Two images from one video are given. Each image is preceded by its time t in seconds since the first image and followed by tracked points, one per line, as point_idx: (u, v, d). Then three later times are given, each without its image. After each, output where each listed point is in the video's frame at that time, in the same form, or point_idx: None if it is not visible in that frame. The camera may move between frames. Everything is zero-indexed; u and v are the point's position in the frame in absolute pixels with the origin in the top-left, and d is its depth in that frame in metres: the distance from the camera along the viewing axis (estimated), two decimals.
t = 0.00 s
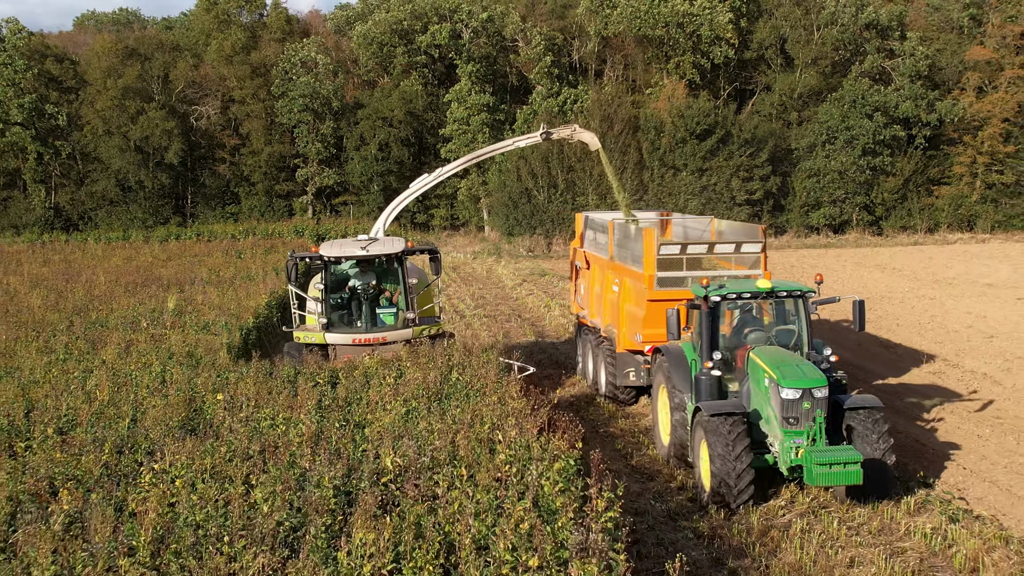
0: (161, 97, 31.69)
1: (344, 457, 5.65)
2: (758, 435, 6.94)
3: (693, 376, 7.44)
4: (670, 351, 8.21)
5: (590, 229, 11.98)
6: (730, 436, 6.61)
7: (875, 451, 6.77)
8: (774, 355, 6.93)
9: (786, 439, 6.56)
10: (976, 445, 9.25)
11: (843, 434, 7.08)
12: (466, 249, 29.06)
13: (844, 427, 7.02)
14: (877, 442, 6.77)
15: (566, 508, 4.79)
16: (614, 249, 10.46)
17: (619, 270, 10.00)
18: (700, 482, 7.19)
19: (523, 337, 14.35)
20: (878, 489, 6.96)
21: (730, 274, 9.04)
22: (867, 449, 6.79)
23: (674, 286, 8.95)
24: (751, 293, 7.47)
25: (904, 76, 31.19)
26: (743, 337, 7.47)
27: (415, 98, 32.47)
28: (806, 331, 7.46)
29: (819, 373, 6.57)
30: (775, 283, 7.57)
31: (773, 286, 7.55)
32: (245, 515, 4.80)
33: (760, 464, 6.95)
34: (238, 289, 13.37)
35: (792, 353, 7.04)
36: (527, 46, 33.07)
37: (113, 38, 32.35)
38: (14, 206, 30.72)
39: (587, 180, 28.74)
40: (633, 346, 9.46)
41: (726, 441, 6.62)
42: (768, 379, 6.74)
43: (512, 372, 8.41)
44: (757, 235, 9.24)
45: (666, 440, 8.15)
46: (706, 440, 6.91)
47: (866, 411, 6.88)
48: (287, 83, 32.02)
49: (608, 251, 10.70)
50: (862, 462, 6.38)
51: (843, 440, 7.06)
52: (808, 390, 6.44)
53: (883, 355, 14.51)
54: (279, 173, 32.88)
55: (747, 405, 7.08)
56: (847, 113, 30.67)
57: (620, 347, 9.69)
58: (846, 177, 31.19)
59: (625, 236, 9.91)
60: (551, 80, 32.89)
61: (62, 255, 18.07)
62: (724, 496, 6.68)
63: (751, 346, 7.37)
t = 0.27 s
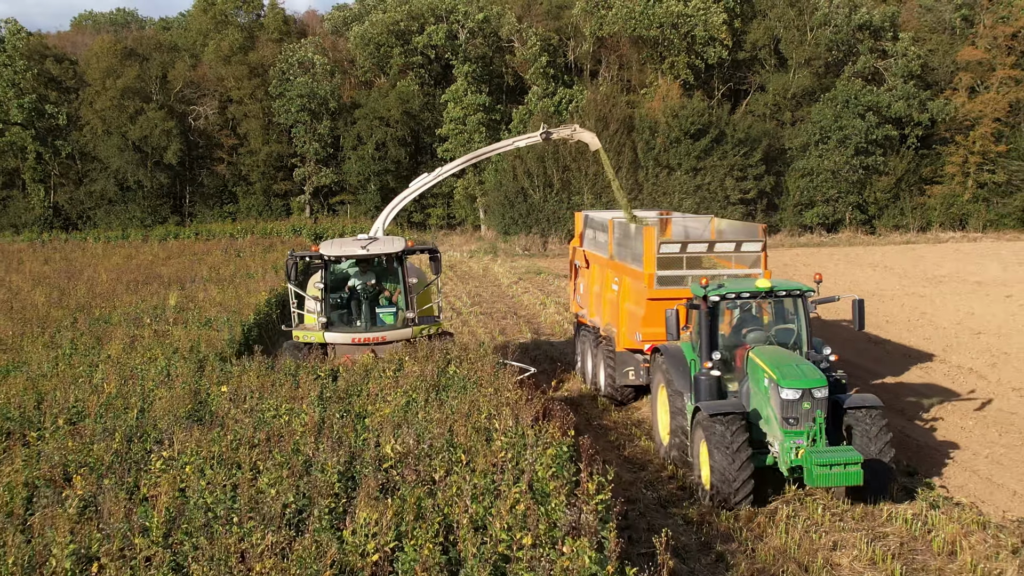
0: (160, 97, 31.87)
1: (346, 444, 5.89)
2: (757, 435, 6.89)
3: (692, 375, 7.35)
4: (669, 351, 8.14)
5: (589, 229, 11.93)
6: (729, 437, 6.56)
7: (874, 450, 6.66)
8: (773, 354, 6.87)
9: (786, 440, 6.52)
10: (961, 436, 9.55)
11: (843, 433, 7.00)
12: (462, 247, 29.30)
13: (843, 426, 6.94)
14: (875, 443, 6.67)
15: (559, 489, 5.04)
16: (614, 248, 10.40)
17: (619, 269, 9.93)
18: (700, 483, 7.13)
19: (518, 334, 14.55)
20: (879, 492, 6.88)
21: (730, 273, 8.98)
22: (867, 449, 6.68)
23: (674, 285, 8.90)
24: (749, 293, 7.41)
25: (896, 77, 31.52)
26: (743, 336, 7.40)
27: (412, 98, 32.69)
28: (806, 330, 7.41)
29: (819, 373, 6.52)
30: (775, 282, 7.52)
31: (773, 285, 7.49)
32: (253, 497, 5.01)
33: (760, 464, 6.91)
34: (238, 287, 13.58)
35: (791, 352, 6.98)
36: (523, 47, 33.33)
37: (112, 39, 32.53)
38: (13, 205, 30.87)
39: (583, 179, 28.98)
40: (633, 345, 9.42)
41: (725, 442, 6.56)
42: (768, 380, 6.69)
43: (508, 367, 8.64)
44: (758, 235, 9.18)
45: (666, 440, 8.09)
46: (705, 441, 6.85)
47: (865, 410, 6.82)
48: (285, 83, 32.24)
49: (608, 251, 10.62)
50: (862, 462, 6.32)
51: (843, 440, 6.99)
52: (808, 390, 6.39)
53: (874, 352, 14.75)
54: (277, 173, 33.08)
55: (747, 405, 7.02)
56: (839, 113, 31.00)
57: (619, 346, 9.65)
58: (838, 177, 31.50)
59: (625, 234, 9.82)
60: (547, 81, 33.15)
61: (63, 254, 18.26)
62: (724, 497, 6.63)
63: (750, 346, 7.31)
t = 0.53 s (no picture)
0: (158, 97, 32.03)
1: (347, 432, 6.11)
2: (756, 434, 6.99)
3: (692, 374, 7.40)
4: (669, 349, 8.17)
5: (588, 228, 11.95)
6: (727, 436, 6.65)
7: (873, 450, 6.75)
8: (773, 353, 6.95)
9: (785, 438, 6.61)
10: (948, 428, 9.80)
11: (842, 433, 7.07)
12: (458, 246, 29.51)
13: (842, 425, 7.03)
14: (873, 441, 6.77)
15: (552, 473, 5.29)
16: (612, 247, 10.41)
17: (618, 269, 9.95)
18: (699, 480, 7.21)
19: (513, 331, 14.78)
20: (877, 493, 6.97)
21: (729, 274, 9.03)
22: (866, 449, 6.77)
23: (674, 285, 8.93)
24: (750, 292, 7.45)
25: (889, 77, 31.85)
26: (742, 336, 7.45)
27: (408, 99, 32.88)
28: (806, 330, 7.45)
29: (818, 372, 6.61)
30: (775, 282, 7.55)
31: (773, 284, 7.55)
32: (258, 482, 5.23)
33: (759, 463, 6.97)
34: (237, 285, 13.78)
35: (791, 352, 7.05)
36: (518, 48, 33.56)
37: (111, 39, 32.71)
38: (11, 205, 30.97)
39: (578, 179, 29.26)
40: (633, 345, 9.43)
41: (724, 439, 6.65)
42: (768, 379, 6.76)
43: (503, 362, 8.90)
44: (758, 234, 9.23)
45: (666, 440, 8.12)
46: (705, 440, 6.92)
47: (865, 410, 6.91)
48: (282, 84, 32.45)
49: (607, 250, 10.63)
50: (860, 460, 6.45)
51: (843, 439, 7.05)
52: (808, 389, 6.49)
53: (863, 349, 15.03)
54: (274, 172, 33.25)
55: (746, 405, 7.10)
56: (832, 113, 31.32)
57: (619, 346, 9.68)
58: (831, 176, 31.80)
59: (624, 234, 9.84)
60: (542, 81, 33.39)
61: (62, 253, 18.41)
62: (722, 495, 6.72)
63: (750, 345, 7.36)
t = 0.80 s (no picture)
0: (156, 98, 32.20)
1: (350, 422, 6.36)
2: (755, 434, 6.92)
3: (691, 374, 7.32)
4: (668, 350, 8.13)
5: (587, 228, 11.98)
6: (726, 435, 6.59)
7: (872, 449, 6.71)
8: (771, 353, 6.86)
9: (783, 438, 6.48)
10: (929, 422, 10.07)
11: (840, 432, 7.00)
12: (454, 246, 29.74)
13: (841, 425, 6.97)
14: (873, 440, 6.72)
15: (545, 458, 5.53)
16: (611, 247, 10.39)
17: (617, 269, 9.91)
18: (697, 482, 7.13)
19: (508, 328, 15.02)
20: (876, 493, 6.93)
21: (728, 273, 8.97)
22: (865, 448, 6.73)
23: (673, 285, 8.84)
24: (749, 291, 7.37)
25: (880, 78, 32.15)
26: (741, 336, 7.39)
27: (404, 99, 33.06)
28: (805, 330, 7.36)
29: (817, 372, 6.49)
30: (774, 281, 7.49)
31: (772, 284, 7.46)
32: (264, 470, 5.44)
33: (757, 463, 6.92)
34: (237, 283, 14.00)
35: (789, 351, 6.96)
36: (513, 48, 33.79)
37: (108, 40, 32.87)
38: (10, 204, 31.12)
39: (573, 179, 29.53)
40: (632, 345, 9.40)
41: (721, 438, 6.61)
42: (765, 378, 6.67)
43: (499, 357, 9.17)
44: (757, 233, 9.15)
45: (665, 439, 8.11)
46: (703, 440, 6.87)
47: (863, 410, 6.85)
48: (279, 84, 32.63)
49: (606, 250, 10.63)
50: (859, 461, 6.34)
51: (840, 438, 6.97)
52: (805, 388, 6.37)
53: (853, 346, 15.27)
54: (271, 172, 33.43)
55: (745, 405, 7.03)
56: (824, 113, 31.62)
57: (618, 346, 9.72)
58: (823, 176, 32.11)
59: (623, 234, 9.80)
60: (537, 81, 33.63)
61: (62, 251, 18.59)
62: (719, 495, 6.66)
63: (749, 344, 7.28)
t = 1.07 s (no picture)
0: (153, 98, 32.36)
1: (351, 412, 6.60)
2: (751, 435, 6.94)
3: (689, 374, 7.32)
4: (666, 351, 8.09)
5: (585, 228, 11.90)
6: (723, 436, 6.61)
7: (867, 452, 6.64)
8: (768, 355, 6.87)
9: (779, 440, 6.48)
10: (914, 416, 10.35)
11: (837, 434, 6.91)
12: (449, 245, 29.94)
13: (837, 427, 6.88)
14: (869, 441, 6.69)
15: (539, 445, 5.77)
16: (609, 246, 10.33)
17: (614, 268, 9.89)
18: (694, 483, 7.15)
19: (503, 326, 15.23)
20: (875, 494, 6.89)
21: (726, 273, 8.95)
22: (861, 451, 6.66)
23: (670, 285, 8.79)
24: (746, 291, 7.39)
25: (872, 78, 32.48)
26: (739, 336, 7.42)
27: (400, 99, 33.27)
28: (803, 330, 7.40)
29: (814, 373, 6.51)
30: (771, 282, 7.50)
31: (770, 284, 7.48)
32: (268, 458, 5.65)
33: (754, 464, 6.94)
34: (236, 281, 14.20)
35: (787, 352, 6.98)
36: (508, 49, 34.03)
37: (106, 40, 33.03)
38: (8, 203, 31.23)
39: (567, 179, 29.80)
40: (630, 345, 9.33)
41: (718, 440, 6.62)
42: (762, 379, 6.68)
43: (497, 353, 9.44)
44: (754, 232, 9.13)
45: (661, 439, 8.13)
46: (699, 441, 6.89)
47: (860, 411, 6.76)
48: (276, 84, 32.83)
49: (604, 250, 10.55)
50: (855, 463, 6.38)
51: (837, 441, 6.90)
52: (802, 390, 6.39)
53: (843, 344, 15.51)
54: (268, 172, 33.58)
55: (742, 405, 7.05)
56: (817, 113, 31.94)
57: (615, 346, 9.60)
58: (816, 176, 32.42)
59: (621, 234, 9.75)
60: (532, 82, 33.88)
61: (62, 250, 18.76)
62: (716, 497, 6.66)
63: (747, 345, 7.33)
